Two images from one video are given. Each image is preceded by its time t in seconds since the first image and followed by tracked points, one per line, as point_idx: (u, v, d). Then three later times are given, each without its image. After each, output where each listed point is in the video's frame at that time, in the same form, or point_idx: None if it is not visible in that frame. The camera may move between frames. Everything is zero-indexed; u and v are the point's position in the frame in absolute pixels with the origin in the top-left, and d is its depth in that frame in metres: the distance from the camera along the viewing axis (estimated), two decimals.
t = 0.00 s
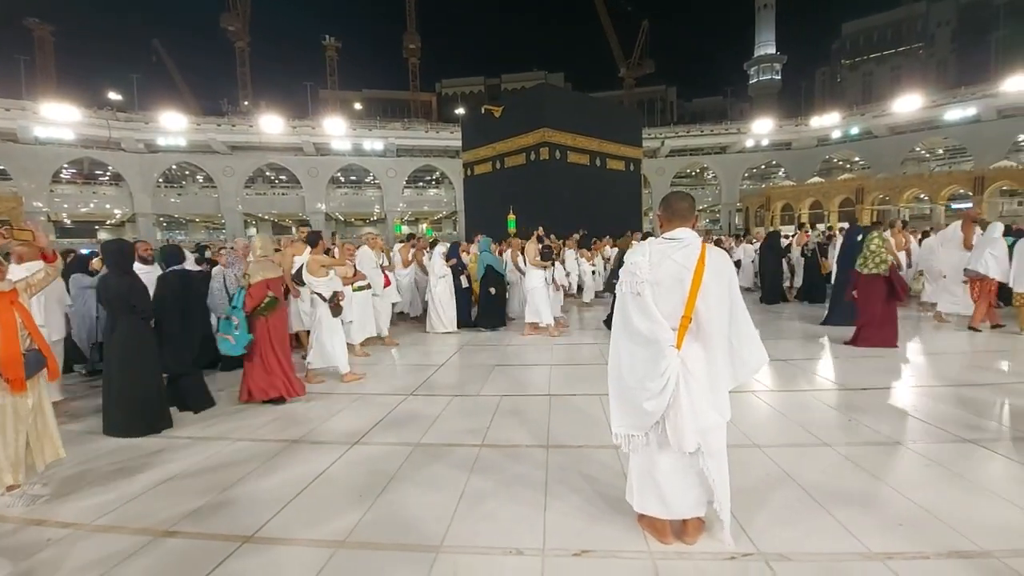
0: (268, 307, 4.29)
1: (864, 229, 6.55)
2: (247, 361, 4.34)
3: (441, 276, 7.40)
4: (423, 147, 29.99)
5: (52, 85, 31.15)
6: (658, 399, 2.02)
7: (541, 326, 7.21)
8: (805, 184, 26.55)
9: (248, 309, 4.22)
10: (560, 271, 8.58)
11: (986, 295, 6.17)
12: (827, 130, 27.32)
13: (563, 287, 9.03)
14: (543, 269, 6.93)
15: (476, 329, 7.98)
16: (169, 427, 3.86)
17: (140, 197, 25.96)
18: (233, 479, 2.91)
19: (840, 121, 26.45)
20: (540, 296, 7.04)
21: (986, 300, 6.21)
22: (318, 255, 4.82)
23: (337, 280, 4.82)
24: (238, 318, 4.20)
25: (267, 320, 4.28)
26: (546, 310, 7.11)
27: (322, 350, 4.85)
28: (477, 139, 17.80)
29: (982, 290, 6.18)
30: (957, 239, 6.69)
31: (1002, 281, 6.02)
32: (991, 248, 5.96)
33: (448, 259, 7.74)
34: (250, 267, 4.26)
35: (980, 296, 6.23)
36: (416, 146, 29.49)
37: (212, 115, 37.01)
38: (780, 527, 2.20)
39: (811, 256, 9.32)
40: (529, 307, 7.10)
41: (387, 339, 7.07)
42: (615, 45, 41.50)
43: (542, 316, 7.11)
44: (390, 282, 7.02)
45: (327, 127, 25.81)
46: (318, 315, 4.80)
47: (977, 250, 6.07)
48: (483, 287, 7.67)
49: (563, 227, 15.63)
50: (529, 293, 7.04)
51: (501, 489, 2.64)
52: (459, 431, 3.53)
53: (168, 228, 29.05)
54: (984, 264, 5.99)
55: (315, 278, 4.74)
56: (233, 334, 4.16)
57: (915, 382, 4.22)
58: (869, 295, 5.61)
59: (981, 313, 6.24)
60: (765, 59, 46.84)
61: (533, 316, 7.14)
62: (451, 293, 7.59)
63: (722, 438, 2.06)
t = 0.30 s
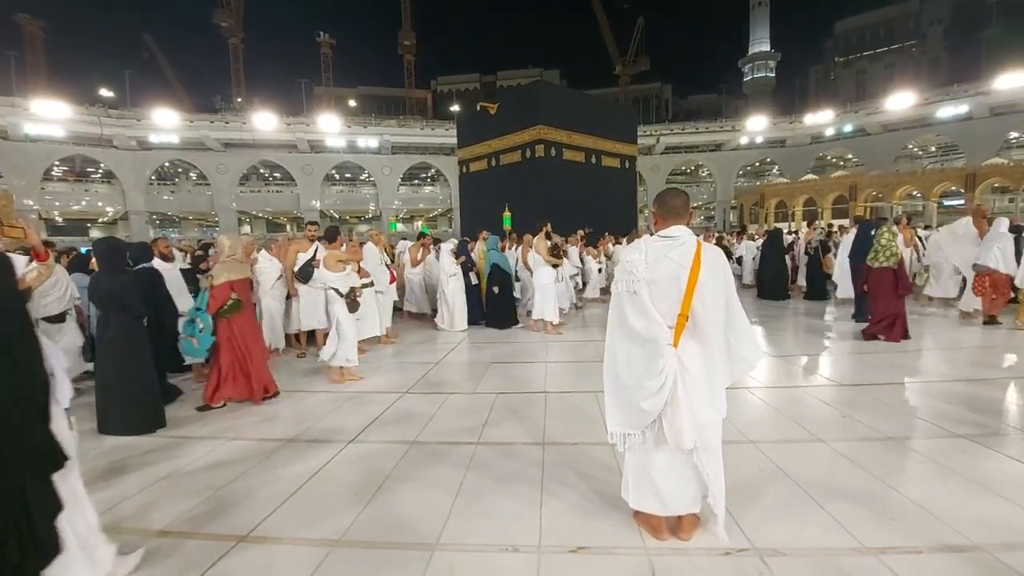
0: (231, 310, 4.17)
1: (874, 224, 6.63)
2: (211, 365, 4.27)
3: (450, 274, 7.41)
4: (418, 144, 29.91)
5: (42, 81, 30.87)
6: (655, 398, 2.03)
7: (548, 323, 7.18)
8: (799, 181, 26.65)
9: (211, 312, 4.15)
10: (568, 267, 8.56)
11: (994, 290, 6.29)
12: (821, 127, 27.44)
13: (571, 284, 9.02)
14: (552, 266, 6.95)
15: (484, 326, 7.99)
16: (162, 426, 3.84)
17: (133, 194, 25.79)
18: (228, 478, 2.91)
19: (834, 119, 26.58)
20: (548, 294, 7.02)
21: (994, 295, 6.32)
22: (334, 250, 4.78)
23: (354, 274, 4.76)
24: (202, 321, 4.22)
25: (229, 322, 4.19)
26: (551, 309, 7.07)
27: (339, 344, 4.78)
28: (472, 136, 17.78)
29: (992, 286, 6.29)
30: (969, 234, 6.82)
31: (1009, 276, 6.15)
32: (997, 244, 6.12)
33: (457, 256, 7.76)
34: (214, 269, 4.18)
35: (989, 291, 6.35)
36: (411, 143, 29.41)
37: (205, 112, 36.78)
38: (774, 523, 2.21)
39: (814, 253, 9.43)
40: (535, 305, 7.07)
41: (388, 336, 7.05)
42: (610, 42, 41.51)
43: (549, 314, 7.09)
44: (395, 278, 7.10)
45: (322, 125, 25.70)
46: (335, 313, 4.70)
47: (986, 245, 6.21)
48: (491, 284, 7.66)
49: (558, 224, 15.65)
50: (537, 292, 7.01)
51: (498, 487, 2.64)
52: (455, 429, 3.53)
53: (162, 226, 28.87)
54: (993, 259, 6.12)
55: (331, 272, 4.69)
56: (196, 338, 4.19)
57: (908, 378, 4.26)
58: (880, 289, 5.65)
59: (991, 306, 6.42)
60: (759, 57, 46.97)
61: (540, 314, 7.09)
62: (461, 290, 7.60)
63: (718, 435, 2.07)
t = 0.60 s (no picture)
0: (192, 310, 4.04)
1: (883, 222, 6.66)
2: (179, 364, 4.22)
3: (459, 272, 7.42)
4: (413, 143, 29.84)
5: (31, 79, 30.51)
6: (648, 396, 2.04)
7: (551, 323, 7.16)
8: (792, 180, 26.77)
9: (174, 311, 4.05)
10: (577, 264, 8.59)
11: (997, 286, 6.46)
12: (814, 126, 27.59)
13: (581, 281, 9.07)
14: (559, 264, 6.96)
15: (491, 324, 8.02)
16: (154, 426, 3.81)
17: (124, 193, 25.57)
18: (222, 478, 2.90)
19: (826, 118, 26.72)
20: (553, 292, 7.03)
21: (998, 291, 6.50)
22: (350, 250, 4.76)
23: (370, 276, 4.76)
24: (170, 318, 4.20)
25: (191, 322, 4.06)
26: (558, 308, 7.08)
27: (356, 344, 4.76)
28: (466, 134, 17.76)
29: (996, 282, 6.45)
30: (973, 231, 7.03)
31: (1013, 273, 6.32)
32: (1004, 242, 6.29)
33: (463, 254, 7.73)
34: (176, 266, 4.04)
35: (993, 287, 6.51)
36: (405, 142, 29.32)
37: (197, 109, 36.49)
38: (766, 519, 2.23)
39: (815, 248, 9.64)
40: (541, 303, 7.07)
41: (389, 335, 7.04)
42: (604, 40, 41.52)
43: (556, 314, 7.09)
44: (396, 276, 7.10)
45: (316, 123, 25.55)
46: (352, 312, 4.70)
47: (993, 243, 6.37)
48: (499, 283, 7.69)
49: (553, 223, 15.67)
50: (544, 291, 7.01)
51: (493, 486, 2.64)
52: (450, 427, 3.53)
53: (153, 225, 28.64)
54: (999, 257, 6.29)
55: (347, 273, 4.67)
56: (157, 325, 4.28)
57: (897, 374, 4.32)
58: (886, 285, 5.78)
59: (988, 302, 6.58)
60: (752, 56, 47.16)
61: (546, 314, 7.08)
62: (469, 289, 7.62)
63: (711, 433, 2.08)
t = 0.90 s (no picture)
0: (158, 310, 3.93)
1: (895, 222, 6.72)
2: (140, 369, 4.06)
3: (466, 270, 7.45)
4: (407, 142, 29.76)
5: (20, 77, 30.23)
6: (642, 396, 2.05)
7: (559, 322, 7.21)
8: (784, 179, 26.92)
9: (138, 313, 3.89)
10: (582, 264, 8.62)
11: (1000, 282, 6.51)
12: (806, 126, 27.76)
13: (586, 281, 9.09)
14: (568, 262, 6.98)
15: (498, 323, 8.03)
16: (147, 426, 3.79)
17: (115, 192, 25.36)
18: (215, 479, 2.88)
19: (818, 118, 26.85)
20: (561, 290, 7.05)
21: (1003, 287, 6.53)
22: (369, 247, 4.78)
23: (388, 274, 4.78)
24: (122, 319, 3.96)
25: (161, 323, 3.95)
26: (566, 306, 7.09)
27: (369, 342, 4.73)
28: (461, 133, 17.73)
29: (1000, 279, 6.51)
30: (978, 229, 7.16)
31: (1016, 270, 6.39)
32: (1006, 240, 6.38)
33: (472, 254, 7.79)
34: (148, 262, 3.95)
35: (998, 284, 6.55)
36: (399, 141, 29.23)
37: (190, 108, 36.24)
38: (757, 517, 2.25)
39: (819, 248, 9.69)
40: (548, 301, 7.09)
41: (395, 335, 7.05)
42: (599, 40, 41.60)
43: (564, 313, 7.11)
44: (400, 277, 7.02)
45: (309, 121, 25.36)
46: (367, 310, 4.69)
47: (995, 241, 6.49)
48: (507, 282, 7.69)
49: (548, 222, 15.69)
50: (552, 290, 7.05)
51: (488, 486, 2.64)
52: (444, 427, 3.53)
53: (145, 224, 28.46)
54: (1002, 255, 6.39)
55: (366, 269, 4.70)
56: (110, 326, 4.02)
57: (888, 373, 4.35)
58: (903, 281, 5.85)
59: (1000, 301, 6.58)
60: (745, 56, 47.35)
61: (553, 313, 7.11)
62: (476, 287, 7.65)
63: (704, 432, 2.09)
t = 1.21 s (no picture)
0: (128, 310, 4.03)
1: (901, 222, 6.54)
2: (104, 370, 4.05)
3: (473, 272, 7.40)
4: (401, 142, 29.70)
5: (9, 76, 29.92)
6: (633, 396, 2.05)
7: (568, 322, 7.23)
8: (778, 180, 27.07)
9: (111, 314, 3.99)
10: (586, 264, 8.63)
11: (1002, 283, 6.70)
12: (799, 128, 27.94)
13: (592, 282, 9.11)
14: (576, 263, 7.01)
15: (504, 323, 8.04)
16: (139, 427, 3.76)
17: (107, 192, 25.16)
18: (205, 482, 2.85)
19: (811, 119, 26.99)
20: (570, 290, 7.03)
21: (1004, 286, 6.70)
22: (390, 248, 4.58)
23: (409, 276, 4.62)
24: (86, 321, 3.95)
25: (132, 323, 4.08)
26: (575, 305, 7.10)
27: (387, 342, 4.73)
28: (456, 133, 17.71)
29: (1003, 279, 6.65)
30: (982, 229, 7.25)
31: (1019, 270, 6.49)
32: (1008, 240, 6.41)
33: (480, 254, 7.77)
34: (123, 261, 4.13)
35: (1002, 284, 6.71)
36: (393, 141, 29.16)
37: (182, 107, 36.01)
38: (749, 516, 2.26)
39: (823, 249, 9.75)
40: (556, 301, 7.10)
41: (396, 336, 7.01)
42: (593, 41, 41.67)
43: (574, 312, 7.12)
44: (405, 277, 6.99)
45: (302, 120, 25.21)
46: (385, 311, 4.65)
47: (997, 241, 6.51)
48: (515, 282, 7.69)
49: (543, 222, 15.72)
50: (560, 291, 7.07)
51: (484, 486, 2.64)
52: (439, 428, 3.53)
53: (137, 224, 28.27)
54: (1004, 255, 6.42)
55: (387, 271, 4.54)
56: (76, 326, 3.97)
57: (881, 373, 4.39)
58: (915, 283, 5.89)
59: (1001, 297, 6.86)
60: (739, 57, 47.55)
61: (563, 312, 7.09)
62: (483, 288, 7.60)
63: (696, 433, 2.10)
